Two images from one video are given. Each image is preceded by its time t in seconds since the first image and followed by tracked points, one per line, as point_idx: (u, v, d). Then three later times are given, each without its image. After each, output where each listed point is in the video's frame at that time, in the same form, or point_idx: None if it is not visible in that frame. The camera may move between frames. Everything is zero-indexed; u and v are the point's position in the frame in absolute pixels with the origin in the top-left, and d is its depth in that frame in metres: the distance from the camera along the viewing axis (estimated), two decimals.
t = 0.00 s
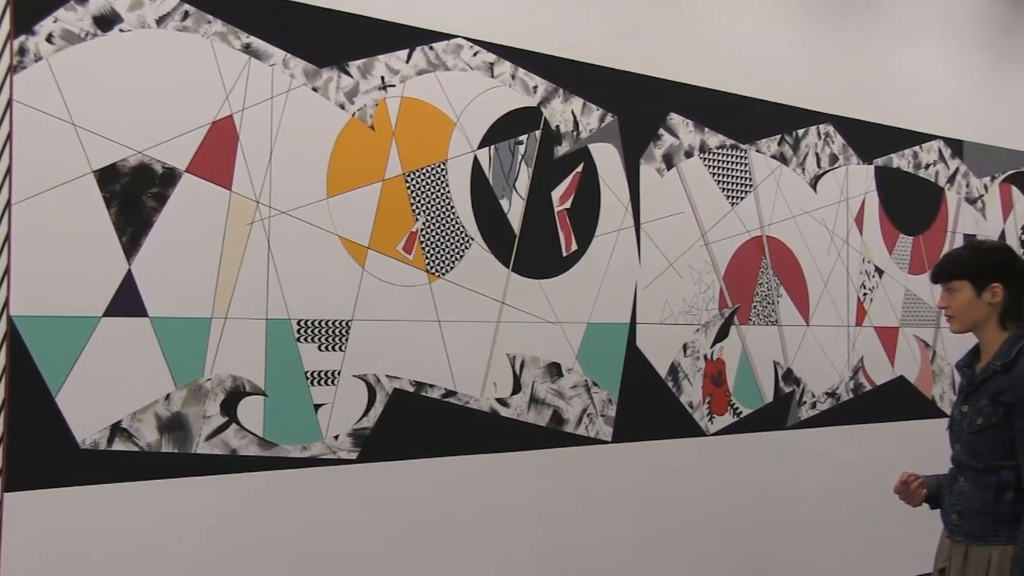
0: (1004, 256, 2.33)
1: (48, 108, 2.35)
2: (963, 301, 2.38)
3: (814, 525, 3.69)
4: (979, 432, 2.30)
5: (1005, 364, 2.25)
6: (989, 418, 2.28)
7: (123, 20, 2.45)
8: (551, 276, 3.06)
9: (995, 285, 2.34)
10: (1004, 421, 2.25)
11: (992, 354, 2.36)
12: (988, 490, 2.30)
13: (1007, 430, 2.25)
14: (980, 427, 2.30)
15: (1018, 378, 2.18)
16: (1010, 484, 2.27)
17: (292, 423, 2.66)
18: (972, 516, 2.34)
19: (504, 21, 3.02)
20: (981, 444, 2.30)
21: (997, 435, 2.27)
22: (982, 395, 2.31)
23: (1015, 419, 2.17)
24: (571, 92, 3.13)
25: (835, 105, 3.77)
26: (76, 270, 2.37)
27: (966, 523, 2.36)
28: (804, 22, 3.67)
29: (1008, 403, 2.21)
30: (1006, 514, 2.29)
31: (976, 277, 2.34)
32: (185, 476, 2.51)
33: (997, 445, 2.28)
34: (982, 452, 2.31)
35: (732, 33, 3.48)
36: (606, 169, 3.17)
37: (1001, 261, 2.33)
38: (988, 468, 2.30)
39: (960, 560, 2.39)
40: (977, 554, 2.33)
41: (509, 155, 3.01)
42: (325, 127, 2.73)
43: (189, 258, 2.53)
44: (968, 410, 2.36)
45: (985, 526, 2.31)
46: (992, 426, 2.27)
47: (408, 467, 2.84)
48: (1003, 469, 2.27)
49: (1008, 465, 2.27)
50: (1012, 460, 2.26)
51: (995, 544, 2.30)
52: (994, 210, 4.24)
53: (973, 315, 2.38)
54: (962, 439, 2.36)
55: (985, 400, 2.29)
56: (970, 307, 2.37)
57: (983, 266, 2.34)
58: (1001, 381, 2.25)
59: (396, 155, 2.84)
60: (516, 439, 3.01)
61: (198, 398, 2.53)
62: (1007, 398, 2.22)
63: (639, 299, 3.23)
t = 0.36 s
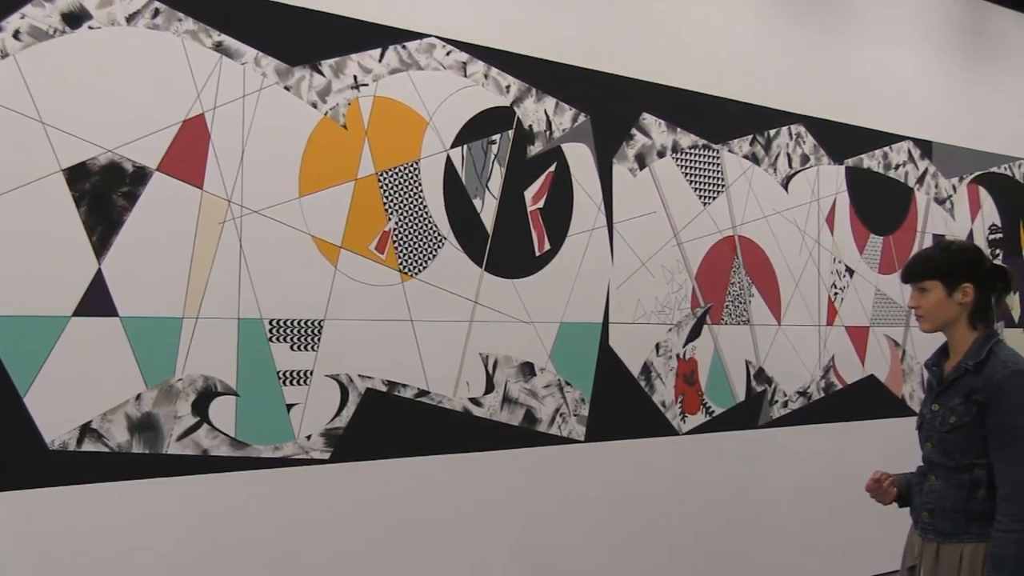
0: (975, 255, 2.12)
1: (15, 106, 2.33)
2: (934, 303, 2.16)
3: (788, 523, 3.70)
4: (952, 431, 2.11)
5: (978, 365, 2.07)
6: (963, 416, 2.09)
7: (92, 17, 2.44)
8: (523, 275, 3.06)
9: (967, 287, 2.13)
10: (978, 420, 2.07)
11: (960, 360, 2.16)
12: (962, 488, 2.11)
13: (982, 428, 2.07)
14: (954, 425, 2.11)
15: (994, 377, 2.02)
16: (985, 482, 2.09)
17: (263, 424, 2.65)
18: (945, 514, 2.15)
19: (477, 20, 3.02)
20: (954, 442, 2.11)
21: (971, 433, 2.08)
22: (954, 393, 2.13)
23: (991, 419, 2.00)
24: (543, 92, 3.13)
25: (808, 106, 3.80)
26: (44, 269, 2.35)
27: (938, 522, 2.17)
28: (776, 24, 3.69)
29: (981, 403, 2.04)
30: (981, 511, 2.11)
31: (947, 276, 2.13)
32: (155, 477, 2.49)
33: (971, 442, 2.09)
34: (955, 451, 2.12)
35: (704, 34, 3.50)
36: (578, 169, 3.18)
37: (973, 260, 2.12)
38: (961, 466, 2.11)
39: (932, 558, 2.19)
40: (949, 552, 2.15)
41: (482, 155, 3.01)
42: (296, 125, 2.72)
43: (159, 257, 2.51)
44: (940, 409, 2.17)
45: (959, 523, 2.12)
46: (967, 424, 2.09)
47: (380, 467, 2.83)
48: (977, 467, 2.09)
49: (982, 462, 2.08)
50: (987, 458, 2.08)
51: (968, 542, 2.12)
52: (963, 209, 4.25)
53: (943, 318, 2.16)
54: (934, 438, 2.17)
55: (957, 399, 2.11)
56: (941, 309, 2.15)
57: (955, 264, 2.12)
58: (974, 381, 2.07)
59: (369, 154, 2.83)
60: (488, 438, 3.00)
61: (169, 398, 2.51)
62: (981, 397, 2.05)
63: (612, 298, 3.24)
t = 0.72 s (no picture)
0: (953, 255, 2.11)
1: None
2: (913, 303, 2.15)
3: (766, 521, 3.72)
4: (929, 430, 2.10)
5: (955, 364, 2.07)
6: (940, 415, 2.08)
7: (64, 14, 2.42)
8: (500, 275, 3.06)
9: (946, 286, 2.12)
10: (955, 419, 2.06)
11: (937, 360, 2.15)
12: (939, 486, 2.09)
13: (958, 427, 2.06)
14: (931, 424, 2.10)
15: (970, 376, 2.01)
16: (961, 480, 2.07)
17: (238, 423, 2.63)
18: (921, 512, 2.12)
19: (453, 19, 3.02)
20: (931, 441, 2.10)
21: (948, 432, 2.07)
22: (931, 392, 2.12)
23: (966, 418, 1.99)
24: (519, 91, 3.13)
25: (784, 106, 3.82)
26: (15, 268, 2.33)
27: (914, 520, 2.14)
28: (751, 25, 3.71)
29: (959, 402, 2.04)
30: (959, 509, 2.07)
31: (925, 276, 2.13)
32: (129, 478, 2.48)
33: (948, 441, 2.07)
34: (931, 449, 2.11)
35: (679, 34, 3.52)
36: (555, 169, 3.18)
37: (952, 259, 2.11)
38: (937, 464, 2.09)
39: (908, 557, 2.15)
40: (925, 550, 2.11)
41: (458, 154, 3.01)
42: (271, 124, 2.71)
43: (133, 256, 2.49)
44: (917, 408, 2.16)
45: (934, 521, 2.09)
46: (944, 423, 2.08)
47: (356, 466, 2.82)
48: (953, 465, 2.07)
49: (958, 461, 2.07)
50: (963, 456, 2.06)
51: (944, 540, 2.08)
52: (935, 209, 4.29)
53: (922, 318, 2.15)
54: (910, 437, 2.16)
55: (934, 398, 2.10)
56: (920, 309, 2.15)
57: (934, 263, 2.12)
58: (951, 380, 2.07)
59: (344, 154, 2.82)
60: (464, 438, 3.00)
61: (143, 398, 2.49)
62: (958, 396, 2.04)
63: (588, 298, 3.24)
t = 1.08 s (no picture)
0: (932, 255, 2.08)
1: None
2: (895, 302, 2.09)
3: (746, 519, 3.74)
4: (915, 429, 2.06)
5: (939, 364, 2.03)
6: (926, 414, 2.04)
7: (39, 11, 2.40)
8: (479, 274, 3.06)
9: (926, 287, 2.08)
10: (942, 417, 2.03)
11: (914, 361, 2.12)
12: (926, 485, 2.05)
13: (945, 424, 2.03)
14: (917, 423, 2.06)
15: (956, 374, 1.98)
16: (948, 478, 2.04)
17: (216, 424, 2.62)
18: (909, 512, 2.07)
19: (432, 18, 3.02)
20: (917, 439, 2.06)
21: (934, 429, 2.04)
22: (915, 391, 2.08)
23: (953, 416, 1.96)
24: (499, 91, 3.13)
25: (763, 107, 3.84)
26: None
27: (902, 520, 2.08)
28: (731, 25, 3.73)
29: (946, 400, 2.00)
30: (947, 506, 2.03)
31: (908, 275, 2.07)
32: (106, 478, 2.46)
33: (934, 439, 2.04)
34: (917, 447, 2.07)
35: (659, 34, 3.52)
36: (534, 169, 3.18)
37: (931, 258, 2.08)
38: (924, 463, 2.06)
39: (895, 558, 2.10)
40: (914, 549, 2.06)
41: (438, 154, 3.00)
42: (249, 123, 2.70)
43: (110, 255, 2.48)
44: (898, 408, 2.12)
45: (925, 520, 2.04)
46: (930, 422, 2.04)
47: (335, 466, 2.82)
48: (939, 463, 2.04)
49: (945, 458, 2.03)
50: (950, 453, 2.04)
51: (933, 538, 2.04)
52: (911, 209, 4.32)
53: (901, 318, 2.10)
54: (892, 437, 2.12)
55: (919, 397, 2.06)
56: (901, 309, 2.09)
57: (916, 262, 2.07)
58: (936, 379, 2.03)
59: (323, 153, 2.81)
60: (444, 438, 3.00)
61: (120, 398, 2.48)
62: (945, 394, 2.00)
63: (567, 297, 3.24)
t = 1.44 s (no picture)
0: (907, 254, 2.12)
1: None
2: (874, 302, 2.13)
3: (728, 518, 3.75)
4: (907, 429, 2.09)
5: (926, 363, 2.08)
6: (919, 414, 2.07)
7: (14, 8, 2.38)
8: (459, 274, 3.06)
9: (903, 287, 2.12)
10: (934, 415, 2.06)
11: (895, 360, 2.16)
12: (922, 484, 2.08)
13: (937, 423, 2.06)
14: (908, 424, 2.09)
15: (946, 372, 2.03)
16: (942, 475, 2.07)
17: (194, 424, 2.61)
18: (907, 512, 2.09)
19: (411, 18, 3.02)
20: (909, 440, 2.09)
21: (927, 429, 2.07)
22: (903, 393, 2.11)
23: (947, 414, 2.01)
24: (479, 91, 3.13)
25: (742, 107, 3.85)
26: None
27: (899, 521, 2.11)
28: (711, 26, 3.74)
29: (938, 399, 2.03)
30: (943, 504, 2.07)
31: (886, 275, 2.11)
32: (83, 479, 2.44)
33: (926, 438, 2.07)
34: (910, 448, 2.10)
35: (639, 35, 3.53)
36: (514, 168, 3.18)
37: (908, 257, 2.12)
38: (918, 462, 2.09)
39: (894, 559, 2.12)
40: (913, 549, 2.09)
41: (417, 153, 3.00)
42: (227, 122, 2.68)
43: (86, 255, 2.46)
44: (885, 409, 2.15)
45: (924, 519, 2.07)
46: (923, 422, 2.07)
47: (314, 466, 2.80)
48: (933, 461, 2.07)
49: (938, 457, 2.07)
50: (941, 451, 2.07)
51: (932, 536, 2.07)
52: (889, 209, 4.36)
53: (881, 318, 2.14)
54: (882, 439, 2.14)
55: (910, 399, 2.09)
56: (880, 309, 2.13)
57: (892, 262, 2.11)
58: (926, 379, 2.06)
59: (302, 152, 2.80)
60: (423, 438, 2.99)
61: (97, 398, 2.46)
62: (936, 393, 2.04)
63: (547, 296, 3.24)
